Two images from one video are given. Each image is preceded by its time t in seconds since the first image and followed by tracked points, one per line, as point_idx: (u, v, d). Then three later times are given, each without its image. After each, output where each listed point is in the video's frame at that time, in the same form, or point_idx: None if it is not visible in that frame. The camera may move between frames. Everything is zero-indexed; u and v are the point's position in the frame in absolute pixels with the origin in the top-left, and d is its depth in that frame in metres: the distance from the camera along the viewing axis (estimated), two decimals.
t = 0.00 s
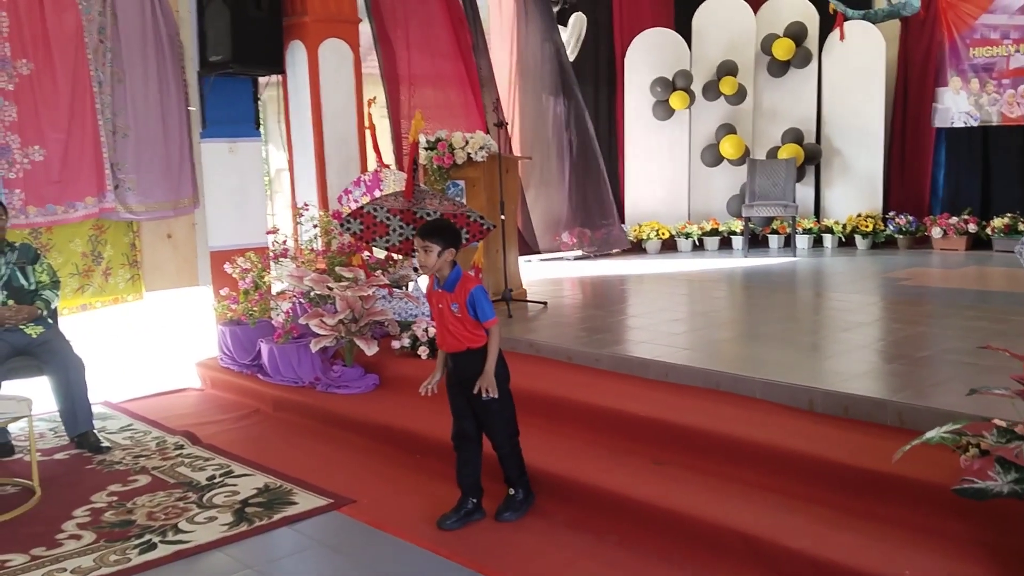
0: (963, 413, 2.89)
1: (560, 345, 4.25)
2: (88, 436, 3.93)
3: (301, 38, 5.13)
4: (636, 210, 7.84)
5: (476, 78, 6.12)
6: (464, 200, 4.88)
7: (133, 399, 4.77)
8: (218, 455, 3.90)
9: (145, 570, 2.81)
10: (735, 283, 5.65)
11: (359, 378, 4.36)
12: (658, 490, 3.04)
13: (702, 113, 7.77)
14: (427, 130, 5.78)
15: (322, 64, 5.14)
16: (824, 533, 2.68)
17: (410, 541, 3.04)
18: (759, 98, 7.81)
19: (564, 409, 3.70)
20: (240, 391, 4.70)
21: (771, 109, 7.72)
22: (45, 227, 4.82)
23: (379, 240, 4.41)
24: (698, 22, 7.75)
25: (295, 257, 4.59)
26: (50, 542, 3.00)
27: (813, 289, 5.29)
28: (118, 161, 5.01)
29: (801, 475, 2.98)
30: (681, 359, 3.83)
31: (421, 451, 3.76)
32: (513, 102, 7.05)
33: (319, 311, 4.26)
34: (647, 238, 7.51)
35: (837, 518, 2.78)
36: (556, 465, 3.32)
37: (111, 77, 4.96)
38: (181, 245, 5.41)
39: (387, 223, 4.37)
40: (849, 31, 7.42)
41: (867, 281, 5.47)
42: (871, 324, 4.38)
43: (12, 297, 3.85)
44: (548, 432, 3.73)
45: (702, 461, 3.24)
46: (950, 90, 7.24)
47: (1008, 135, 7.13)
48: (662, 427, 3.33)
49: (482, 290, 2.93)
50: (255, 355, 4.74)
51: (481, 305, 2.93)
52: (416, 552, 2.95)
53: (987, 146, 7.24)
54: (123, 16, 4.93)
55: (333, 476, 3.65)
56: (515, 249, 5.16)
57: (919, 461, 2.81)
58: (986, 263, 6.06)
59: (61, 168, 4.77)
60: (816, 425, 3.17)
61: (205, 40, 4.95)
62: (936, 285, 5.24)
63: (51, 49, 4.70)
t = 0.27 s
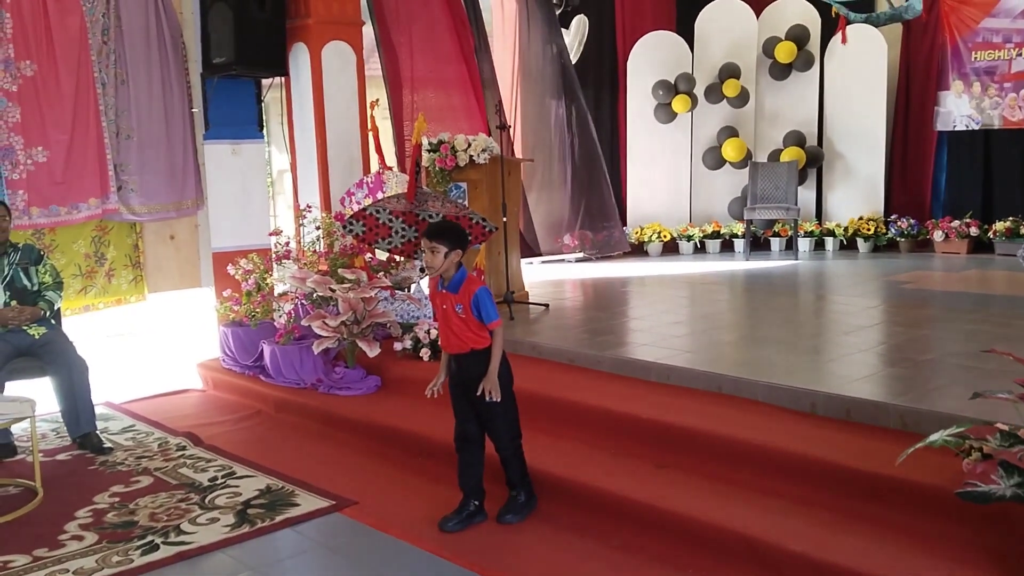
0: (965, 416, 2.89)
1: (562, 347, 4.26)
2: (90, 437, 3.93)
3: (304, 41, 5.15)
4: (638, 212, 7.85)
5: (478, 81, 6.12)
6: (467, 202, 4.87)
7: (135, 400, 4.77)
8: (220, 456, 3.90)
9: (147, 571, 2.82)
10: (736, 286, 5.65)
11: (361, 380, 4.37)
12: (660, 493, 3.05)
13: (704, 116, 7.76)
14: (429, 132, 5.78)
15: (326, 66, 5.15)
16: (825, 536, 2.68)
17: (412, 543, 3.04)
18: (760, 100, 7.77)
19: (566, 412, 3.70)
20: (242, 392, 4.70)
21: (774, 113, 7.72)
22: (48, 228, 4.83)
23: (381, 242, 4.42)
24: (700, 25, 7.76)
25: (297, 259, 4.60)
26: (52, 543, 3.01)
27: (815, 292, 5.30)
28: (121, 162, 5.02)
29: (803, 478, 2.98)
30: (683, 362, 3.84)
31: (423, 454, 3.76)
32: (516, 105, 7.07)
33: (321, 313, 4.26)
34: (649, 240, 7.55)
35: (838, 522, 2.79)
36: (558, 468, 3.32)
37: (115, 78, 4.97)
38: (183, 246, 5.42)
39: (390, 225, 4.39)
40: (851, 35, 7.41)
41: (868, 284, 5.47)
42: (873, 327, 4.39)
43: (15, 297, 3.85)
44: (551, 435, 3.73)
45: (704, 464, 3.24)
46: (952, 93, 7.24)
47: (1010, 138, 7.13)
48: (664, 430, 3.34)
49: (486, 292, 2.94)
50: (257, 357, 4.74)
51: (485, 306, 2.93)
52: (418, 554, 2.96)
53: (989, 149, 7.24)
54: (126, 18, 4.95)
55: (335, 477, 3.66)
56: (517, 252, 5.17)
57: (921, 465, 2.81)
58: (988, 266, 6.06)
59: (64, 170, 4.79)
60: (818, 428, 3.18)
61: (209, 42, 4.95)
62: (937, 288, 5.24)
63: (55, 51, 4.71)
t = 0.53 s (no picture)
0: (965, 419, 2.89)
1: (562, 349, 4.25)
2: (88, 438, 3.92)
3: (303, 41, 5.14)
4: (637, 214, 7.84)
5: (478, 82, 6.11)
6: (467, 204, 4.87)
7: (134, 401, 4.77)
8: (219, 457, 3.90)
9: (146, 572, 2.81)
10: (736, 288, 5.65)
11: (360, 381, 4.36)
12: (660, 495, 3.05)
13: (704, 118, 7.75)
14: (429, 133, 5.78)
15: (325, 67, 5.15)
16: (825, 539, 2.68)
17: (411, 544, 3.04)
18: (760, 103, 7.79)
19: (565, 414, 3.70)
20: (241, 393, 4.70)
21: (774, 116, 7.69)
22: (47, 228, 4.82)
23: (381, 243, 4.40)
24: (700, 27, 7.76)
25: (297, 260, 4.59)
26: (50, 544, 3.00)
27: (814, 294, 5.30)
28: (120, 163, 5.02)
29: (802, 480, 2.98)
30: (683, 364, 3.84)
31: (423, 455, 3.76)
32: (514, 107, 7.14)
33: (320, 314, 4.26)
34: (648, 242, 7.56)
35: (838, 524, 2.79)
36: (558, 469, 3.32)
37: (114, 79, 4.96)
38: (182, 247, 5.40)
39: (389, 226, 4.38)
40: (851, 37, 7.40)
41: (868, 287, 5.47)
42: (873, 330, 4.39)
43: (14, 298, 3.85)
44: (550, 437, 3.73)
45: (703, 466, 3.24)
46: (952, 96, 7.21)
47: (1009, 141, 7.13)
48: (664, 432, 3.34)
49: (504, 291, 2.96)
50: (256, 358, 4.73)
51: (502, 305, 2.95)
52: (417, 556, 2.95)
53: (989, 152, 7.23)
54: (126, 18, 4.94)
55: (334, 479, 3.65)
56: (517, 253, 5.17)
57: (921, 468, 2.81)
58: (988, 269, 6.06)
59: (64, 170, 4.78)
60: (818, 431, 3.18)
61: (209, 44, 4.95)
62: (937, 291, 5.24)
63: (54, 51, 4.71)
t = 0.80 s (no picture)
0: (960, 422, 2.90)
1: (558, 350, 4.25)
2: (83, 439, 3.91)
3: (299, 42, 5.13)
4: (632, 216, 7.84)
5: (473, 83, 6.16)
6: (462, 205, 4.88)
7: (128, 403, 4.75)
8: (213, 459, 3.89)
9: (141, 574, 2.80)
10: (731, 290, 5.66)
11: (355, 382, 4.35)
12: (657, 497, 3.05)
13: (699, 120, 7.75)
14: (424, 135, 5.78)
15: (321, 68, 5.14)
16: (821, 541, 2.69)
17: (407, 546, 3.04)
18: (755, 105, 7.76)
19: (561, 416, 3.70)
20: (236, 395, 4.69)
21: (770, 118, 7.69)
22: (41, 229, 4.81)
23: (376, 245, 4.39)
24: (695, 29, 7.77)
25: (292, 261, 4.56)
26: (45, 546, 2.99)
27: (809, 297, 5.31)
28: (114, 164, 5.00)
29: (798, 482, 2.99)
30: (678, 366, 3.84)
31: (419, 457, 3.75)
32: (509, 106, 7.01)
33: (315, 315, 4.24)
34: (643, 244, 7.52)
35: (834, 526, 2.79)
36: (554, 471, 3.32)
37: (109, 79, 4.95)
38: (177, 247, 5.40)
39: (385, 227, 4.40)
40: (846, 39, 7.41)
41: (863, 289, 5.48)
42: (868, 332, 4.40)
43: (8, 299, 3.83)
44: (546, 438, 3.73)
45: (699, 468, 3.24)
46: (946, 99, 7.24)
47: (1002, 144, 7.16)
48: (659, 434, 3.34)
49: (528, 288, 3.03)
50: (251, 359, 4.71)
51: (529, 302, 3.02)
52: (413, 558, 2.95)
53: (983, 154, 7.26)
54: (121, 19, 4.93)
55: (329, 481, 3.65)
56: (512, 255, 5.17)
57: (916, 470, 2.82)
58: (982, 271, 6.08)
59: (58, 171, 4.77)
60: (813, 432, 3.19)
61: (203, 44, 4.94)
62: (931, 293, 5.26)
63: (49, 51, 4.69)
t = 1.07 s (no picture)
0: (950, 423, 2.91)
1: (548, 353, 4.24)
2: (71, 442, 3.88)
3: (289, 43, 5.11)
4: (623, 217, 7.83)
5: (462, 82, 6.10)
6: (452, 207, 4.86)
7: (117, 405, 4.72)
8: (203, 462, 3.87)
9: None
10: (722, 292, 5.66)
11: (345, 385, 4.34)
12: (648, 499, 3.04)
13: (690, 122, 7.77)
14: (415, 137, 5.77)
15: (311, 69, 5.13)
16: (811, 542, 2.69)
17: (398, 549, 3.02)
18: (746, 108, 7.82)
19: (552, 417, 3.69)
20: (225, 397, 4.66)
21: (760, 120, 7.73)
22: (29, 230, 4.78)
23: (366, 247, 4.40)
24: (686, 32, 7.79)
25: (282, 263, 4.53)
26: (32, 549, 2.97)
27: (799, 299, 5.32)
28: (103, 165, 4.98)
29: (788, 484, 2.99)
30: (669, 367, 3.84)
31: (410, 459, 3.74)
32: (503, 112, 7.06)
33: (305, 317, 4.24)
34: (634, 246, 7.54)
35: (825, 527, 2.79)
36: (544, 473, 3.32)
37: (98, 80, 4.93)
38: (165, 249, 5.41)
39: (375, 229, 4.40)
40: (836, 42, 7.45)
41: (853, 291, 5.50)
42: (858, 334, 4.41)
43: None
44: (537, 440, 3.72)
45: (690, 470, 3.24)
46: (935, 101, 7.23)
47: (991, 147, 7.19)
48: (651, 436, 3.34)
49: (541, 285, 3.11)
50: (240, 362, 4.68)
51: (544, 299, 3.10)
52: (403, 560, 2.94)
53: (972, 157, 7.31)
54: (110, 19, 4.91)
55: (319, 483, 3.63)
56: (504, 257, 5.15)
57: (905, 472, 2.83)
58: (970, 273, 6.10)
59: (46, 172, 4.74)
60: (803, 434, 3.19)
61: (193, 46, 4.92)
62: (921, 295, 5.28)
63: (37, 52, 4.67)
